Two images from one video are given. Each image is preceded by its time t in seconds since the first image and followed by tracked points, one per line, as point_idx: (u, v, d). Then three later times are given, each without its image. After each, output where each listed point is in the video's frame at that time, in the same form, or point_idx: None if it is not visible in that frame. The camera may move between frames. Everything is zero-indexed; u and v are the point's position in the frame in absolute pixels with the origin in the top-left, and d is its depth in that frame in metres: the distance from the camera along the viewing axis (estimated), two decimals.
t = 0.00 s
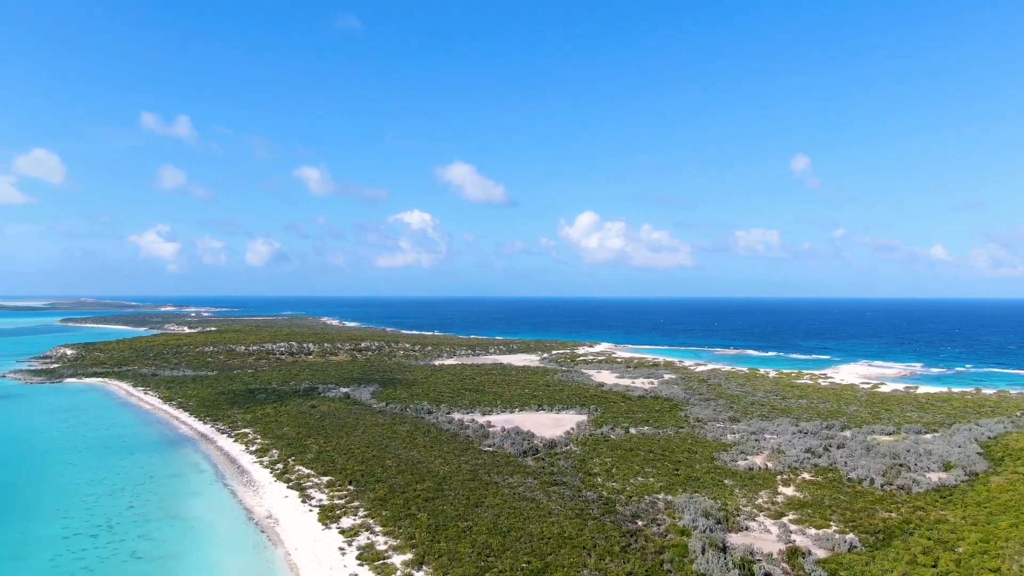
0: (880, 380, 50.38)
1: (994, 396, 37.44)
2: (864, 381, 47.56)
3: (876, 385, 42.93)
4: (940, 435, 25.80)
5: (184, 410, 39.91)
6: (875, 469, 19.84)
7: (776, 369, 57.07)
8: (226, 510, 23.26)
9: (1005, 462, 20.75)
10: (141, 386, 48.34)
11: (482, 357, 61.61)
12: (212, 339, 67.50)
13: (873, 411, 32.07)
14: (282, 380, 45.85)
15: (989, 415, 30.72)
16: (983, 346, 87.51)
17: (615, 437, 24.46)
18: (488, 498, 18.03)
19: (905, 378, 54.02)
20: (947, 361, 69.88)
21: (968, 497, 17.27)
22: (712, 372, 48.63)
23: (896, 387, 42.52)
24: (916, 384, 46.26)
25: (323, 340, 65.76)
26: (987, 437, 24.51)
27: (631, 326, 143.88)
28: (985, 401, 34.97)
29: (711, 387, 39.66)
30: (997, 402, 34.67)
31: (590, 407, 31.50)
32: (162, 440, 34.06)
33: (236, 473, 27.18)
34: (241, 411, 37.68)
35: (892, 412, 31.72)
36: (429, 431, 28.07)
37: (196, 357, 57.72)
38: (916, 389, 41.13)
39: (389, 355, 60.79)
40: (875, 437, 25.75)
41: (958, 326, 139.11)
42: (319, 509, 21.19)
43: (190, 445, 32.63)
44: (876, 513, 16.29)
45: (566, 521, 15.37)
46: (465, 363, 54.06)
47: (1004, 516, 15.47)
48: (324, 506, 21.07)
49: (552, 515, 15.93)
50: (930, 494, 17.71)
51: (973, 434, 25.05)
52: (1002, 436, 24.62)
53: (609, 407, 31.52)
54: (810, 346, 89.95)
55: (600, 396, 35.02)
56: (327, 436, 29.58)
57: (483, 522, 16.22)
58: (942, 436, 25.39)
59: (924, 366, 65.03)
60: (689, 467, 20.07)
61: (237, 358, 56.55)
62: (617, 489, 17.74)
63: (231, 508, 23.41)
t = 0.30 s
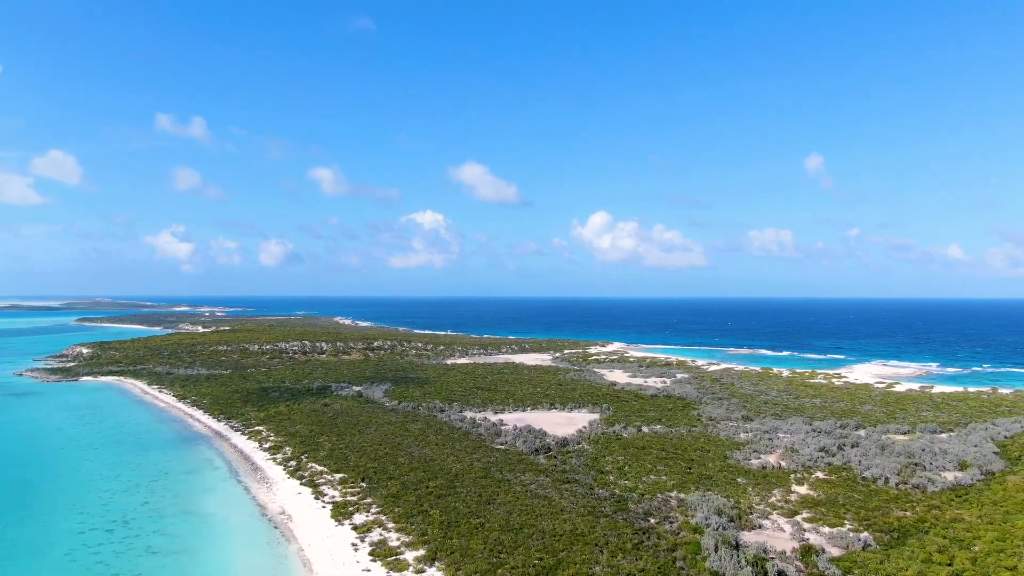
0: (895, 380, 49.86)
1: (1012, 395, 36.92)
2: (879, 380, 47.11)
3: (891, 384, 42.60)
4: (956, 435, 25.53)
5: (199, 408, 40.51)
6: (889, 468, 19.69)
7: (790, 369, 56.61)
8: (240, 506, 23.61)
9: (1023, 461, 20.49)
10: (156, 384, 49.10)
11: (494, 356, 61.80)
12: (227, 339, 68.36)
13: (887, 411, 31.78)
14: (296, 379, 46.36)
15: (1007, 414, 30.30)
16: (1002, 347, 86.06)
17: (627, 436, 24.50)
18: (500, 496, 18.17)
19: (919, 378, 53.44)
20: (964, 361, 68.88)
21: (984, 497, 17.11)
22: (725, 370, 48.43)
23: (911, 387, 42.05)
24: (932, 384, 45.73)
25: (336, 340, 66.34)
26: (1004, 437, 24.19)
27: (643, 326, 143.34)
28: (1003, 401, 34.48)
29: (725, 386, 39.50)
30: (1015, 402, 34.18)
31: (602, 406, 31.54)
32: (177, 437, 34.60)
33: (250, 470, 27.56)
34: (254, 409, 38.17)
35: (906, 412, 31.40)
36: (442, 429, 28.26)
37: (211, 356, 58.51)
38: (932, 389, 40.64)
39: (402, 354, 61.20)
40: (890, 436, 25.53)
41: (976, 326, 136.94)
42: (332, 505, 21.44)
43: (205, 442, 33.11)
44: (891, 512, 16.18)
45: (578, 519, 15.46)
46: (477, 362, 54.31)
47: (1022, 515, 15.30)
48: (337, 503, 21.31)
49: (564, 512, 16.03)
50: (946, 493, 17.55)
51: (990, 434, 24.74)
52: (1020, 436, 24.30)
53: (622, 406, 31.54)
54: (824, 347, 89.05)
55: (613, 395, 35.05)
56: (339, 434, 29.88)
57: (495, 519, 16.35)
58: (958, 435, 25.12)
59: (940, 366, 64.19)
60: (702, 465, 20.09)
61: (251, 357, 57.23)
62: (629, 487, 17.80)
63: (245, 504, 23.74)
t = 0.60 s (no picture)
0: (913, 379, 49.19)
1: None
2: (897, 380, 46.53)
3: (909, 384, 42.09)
4: (974, 434, 25.21)
5: (215, 405, 41.19)
6: (907, 467, 19.52)
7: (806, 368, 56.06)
8: (256, 502, 24.01)
9: None
10: (173, 382, 49.98)
11: (508, 356, 62.01)
12: (243, 338, 69.34)
13: (904, 410, 31.43)
14: (311, 377, 46.92)
15: None
16: None
17: (642, 434, 24.52)
18: (514, 493, 18.32)
19: (937, 377, 52.65)
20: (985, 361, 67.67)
21: (1004, 495, 16.92)
22: (740, 369, 48.14)
23: (930, 386, 41.47)
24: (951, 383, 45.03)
25: (351, 339, 66.99)
26: None
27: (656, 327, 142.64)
28: None
29: (740, 385, 39.31)
30: None
31: (616, 404, 31.55)
32: (194, 434, 35.22)
33: (265, 467, 27.99)
34: (269, 407, 38.73)
35: (924, 411, 31.04)
36: (456, 427, 28.47)
37: (227, 355, 59.40)
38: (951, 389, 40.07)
39: (415, 353, 61.66)
40: (907, 435, 25.27)
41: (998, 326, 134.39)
42: (347, 501, 21.74)
43: (221, 439, 33.67)
44: (908, 510, 16.06)
45: (592, 516, 15.56)
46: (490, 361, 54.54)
47: None
48: (352, 499, 21.58)
49: (579, 509, 16.14)
50: (965, 492, 17.38)
51: (1010, 434, 24.39)
52: None
53: (636, 404, 31.57)
54: (841, 347, 87.95)
55: (627, 394, 35.04)
56: (354, 432, 30.23)
57: (510, 516, 16.51)
58: (977, 435, 24.79)
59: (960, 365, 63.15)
60: (717, 464, 20.07)
61: (267, 355, 58.05)
62: (644, 485, 17.84)
63: (261, 500, 24.13)
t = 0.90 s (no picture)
0: (929, 379, 48.64)
1: None
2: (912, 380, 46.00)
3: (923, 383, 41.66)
4: (990, 433, 24.93)
5: (229, 403, 41.75)
6: (921, 466, 19.35)
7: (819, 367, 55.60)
8: (269, 498, 24.32)
9: None
10: (186, 381, 50.67)
11: (520, 355, 62.21)
12: (257, 337, 70.15)
13: (919, 409, 31.14)
14: (323, 376, 47.40)
15: None
16: None
17: (654, 432, 24.53)
18: (525, 490, 18.45)
19: (954, 377, 51.97)
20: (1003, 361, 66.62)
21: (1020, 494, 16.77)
22: (753, 369, 47.88)
23: (945, 386, 40.97)
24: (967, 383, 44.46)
25: (363, 338, 67.56)
26: None
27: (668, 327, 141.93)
28: None
29: (752, 384, 39.15)
30: None
31: (628, 403, 31.57)
32: (208, 432, 35.75)
33: (278, 464, 28.35)
34: (282, 405, 39.18)
35: (939, 410, 30.71)
36: (467, 425, 28.62)
37: (241, 353, 60.15)
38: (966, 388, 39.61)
39: (427, 352, 62.05)
40: (921, 435, 25.03)
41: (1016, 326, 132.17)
42: (359, 498, 21.96)
43: (234, 436, 34.14)
44: (922, 509, 15.96)
45: (604, 513, 15.64)
46: (502, 361, 54.74)
47: None
48: (364, 495, 21.81)
49: (591, 507, 16.21)
50: (980, 491, 17.22)
51: None
52: None
53: (648, 403, 31.54)
54: (855, 347, 87.03)
55: (639, 392, 35.03)
56: (366, 430, 30.50)
57: (521, 513, 16.62)
58: (993, 434, 24.51)
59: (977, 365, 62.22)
60: (729, 462, 20.07)
61: (279, 354, 58.69)
62: (656, 483, 17.88)
63: (274, 496, 24.44)
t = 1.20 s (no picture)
0: (946, 378, 47.98)
1: None
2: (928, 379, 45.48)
3: (939, 382, 41.17)
4: (1009, 432, 24.59)
5: (243, 401, 42.35)
6: (937, 464, 19.18)
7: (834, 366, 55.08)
8: (283, 494, 24.66)
9: None
10: (201, 379, 51.40)
11: (532, 353, 62.37)
12: (271, 336, 71.03)
13: (935, 408, 30.79)
14: (336, 374, 47.89)
15: None
16: None
17: (667, 431, 24.55)
18: (538, 487, 18.58)
19: (971, 377, 51.19)
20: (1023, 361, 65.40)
21: None
22: (767, 368, 47.59)
23: (963, 385, 40.43)
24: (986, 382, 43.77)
25: (376, 337, 68.12)
26: None
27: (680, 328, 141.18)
28: None
29: (766, 384, 38.93)
30: None
31: (641, 402, 31.58)
32: (223, 428, 36.30)
33: (292, 460, 28.74)
34: (295, 403, 39.67)
35: (955, 409, 30.35)
36: (480, 422, 28.81)
37: (255, 352, 60.95)
38: (983, 387, 39.05)
39: (440, 351, 62.38)
40: (937, 433, 24.77)
41: None
42: (372, 494, 22.23)
43: (248, 433, 34.59)
44: (938, 507, 15.85)
45: (616, 510, 15.73)
46: (514, 359, 54.93)
47: None
48: (377, 492, 22.06)
49: (603, 504, 16.30)
50: (997, 490, 17.04)
51: None
52: None
53: (661, 402, 31.51)
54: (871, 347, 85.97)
55: (652, 391, 35.00)
56: (379, 427, 30.82)
57: (534, 509, 16.77)
58: (1012, 433, 24.18)
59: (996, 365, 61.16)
60: (742, 460, 20.05)
61: (293, 353, 59.37)
62: (668, 481, 17.93)
63: (287, 492, 24.79)
